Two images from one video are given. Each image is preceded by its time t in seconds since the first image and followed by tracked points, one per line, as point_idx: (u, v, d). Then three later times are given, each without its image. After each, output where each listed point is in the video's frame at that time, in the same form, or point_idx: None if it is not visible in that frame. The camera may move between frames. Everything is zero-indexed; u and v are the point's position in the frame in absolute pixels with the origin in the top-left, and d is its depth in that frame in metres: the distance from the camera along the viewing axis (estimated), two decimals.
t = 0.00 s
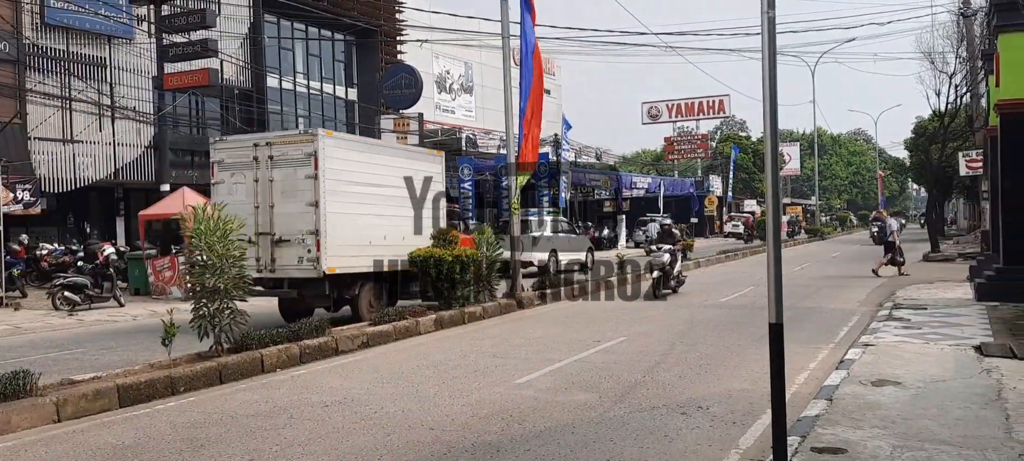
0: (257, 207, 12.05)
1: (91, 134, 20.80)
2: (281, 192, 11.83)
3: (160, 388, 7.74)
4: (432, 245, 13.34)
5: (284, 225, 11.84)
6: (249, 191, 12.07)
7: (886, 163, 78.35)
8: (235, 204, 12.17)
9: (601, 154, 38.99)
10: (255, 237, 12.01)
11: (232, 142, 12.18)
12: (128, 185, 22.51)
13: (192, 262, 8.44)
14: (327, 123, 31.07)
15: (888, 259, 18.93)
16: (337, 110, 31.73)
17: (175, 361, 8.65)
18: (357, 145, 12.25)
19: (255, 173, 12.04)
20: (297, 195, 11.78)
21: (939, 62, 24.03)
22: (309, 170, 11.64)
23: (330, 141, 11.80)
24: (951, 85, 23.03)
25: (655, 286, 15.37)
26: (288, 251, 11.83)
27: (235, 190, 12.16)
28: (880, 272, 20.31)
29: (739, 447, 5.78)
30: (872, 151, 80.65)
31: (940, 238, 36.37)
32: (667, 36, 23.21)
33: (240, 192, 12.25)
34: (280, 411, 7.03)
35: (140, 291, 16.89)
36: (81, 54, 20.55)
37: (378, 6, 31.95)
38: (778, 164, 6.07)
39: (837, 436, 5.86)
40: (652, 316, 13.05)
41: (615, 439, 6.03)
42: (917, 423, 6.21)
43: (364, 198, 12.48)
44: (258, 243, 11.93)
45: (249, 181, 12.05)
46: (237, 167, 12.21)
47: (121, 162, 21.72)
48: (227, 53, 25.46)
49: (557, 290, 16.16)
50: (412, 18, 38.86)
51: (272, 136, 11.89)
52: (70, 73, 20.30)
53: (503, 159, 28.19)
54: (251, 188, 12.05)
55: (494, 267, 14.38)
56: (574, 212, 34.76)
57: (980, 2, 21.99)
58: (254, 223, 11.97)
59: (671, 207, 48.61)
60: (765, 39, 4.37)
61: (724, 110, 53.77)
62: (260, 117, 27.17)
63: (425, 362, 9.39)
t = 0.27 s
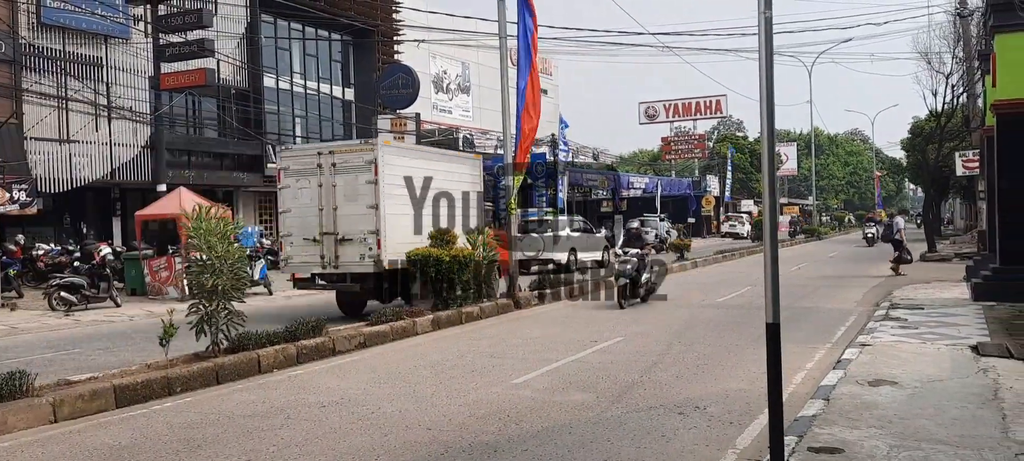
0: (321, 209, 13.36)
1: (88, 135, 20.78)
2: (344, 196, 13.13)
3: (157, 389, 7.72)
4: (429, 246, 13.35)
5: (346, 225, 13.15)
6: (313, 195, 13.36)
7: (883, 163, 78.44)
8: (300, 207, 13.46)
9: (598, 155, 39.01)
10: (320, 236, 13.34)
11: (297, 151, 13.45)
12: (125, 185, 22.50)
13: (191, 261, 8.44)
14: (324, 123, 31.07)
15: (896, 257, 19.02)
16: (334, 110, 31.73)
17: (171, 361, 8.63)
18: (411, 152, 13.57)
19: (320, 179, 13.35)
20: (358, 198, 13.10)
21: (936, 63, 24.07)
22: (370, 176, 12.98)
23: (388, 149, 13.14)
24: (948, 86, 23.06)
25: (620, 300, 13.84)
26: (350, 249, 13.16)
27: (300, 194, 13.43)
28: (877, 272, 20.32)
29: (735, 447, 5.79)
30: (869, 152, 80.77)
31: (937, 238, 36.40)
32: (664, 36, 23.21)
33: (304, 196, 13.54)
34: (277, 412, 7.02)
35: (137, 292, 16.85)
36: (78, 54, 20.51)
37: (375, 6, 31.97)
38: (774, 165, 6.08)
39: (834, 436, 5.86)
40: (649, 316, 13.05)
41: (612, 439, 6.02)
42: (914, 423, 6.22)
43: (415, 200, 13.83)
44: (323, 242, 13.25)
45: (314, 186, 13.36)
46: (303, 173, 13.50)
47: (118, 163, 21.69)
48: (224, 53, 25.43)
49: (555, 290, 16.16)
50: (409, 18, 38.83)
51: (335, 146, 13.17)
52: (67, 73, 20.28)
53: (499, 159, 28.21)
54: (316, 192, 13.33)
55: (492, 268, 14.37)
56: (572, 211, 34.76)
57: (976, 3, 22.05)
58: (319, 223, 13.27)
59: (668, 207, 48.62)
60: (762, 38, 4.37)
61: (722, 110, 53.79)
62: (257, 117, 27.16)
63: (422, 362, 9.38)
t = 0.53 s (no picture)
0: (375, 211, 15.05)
1: (85, 134, 20.77)
2: (394, 198, 14.67)
3: (154, 389, 7.71)
4: (427, 246, 13.39)
5: (396, 225, 14.73)
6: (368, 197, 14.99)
7: (880, 163, 78.48)
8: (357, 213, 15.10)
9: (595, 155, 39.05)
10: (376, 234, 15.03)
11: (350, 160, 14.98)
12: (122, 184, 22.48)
13: (190, 262, 8.44)
14: (322, 122, 31.06)
15: (905, 257, 18.94)
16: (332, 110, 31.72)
17: (169, 362, 8.62)
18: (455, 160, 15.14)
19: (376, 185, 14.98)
20: (407, 201, 14.66)
21: (933, 63, 24.11)
22: (419, 180, 14.54)
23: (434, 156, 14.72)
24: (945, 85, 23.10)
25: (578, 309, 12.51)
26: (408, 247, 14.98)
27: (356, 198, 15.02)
28: (874, 272, 20.36)
29: (734, 447, 5.79)
30: (867, 152, 80.83)
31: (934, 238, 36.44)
32: (662, 36, 23.21)
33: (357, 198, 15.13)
34: (274, 412, 7.01)
35: (134, 292, 16.81)
36: (76, 53, 20.49)
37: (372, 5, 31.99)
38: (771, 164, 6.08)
39: (831, 435, 5.87)
40: (646, 315, 13.07)
41: (610, 438, 6.02)
42: (913, 422, 6.22)
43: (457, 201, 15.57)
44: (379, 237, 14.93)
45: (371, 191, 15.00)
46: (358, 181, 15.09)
47: (115, 162, 21.68)
48: (222, 53, 25.41)
49: (553, 290, 16.18)
50: (407, 18, 38.82)
51: (385, 153, 14.72)
52: (64, 73, 20.25)
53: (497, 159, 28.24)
54: (368, 195, 14.85)
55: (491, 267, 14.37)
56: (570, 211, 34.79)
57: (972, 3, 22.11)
58: (372, 224, 14.77)
59: (666, 207, 48.66)
60: (760, 38, 4.38)
61: (719, 110, 53.84)
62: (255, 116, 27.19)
63: (420, 362, 9.36)
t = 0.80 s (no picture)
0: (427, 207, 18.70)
1: (84, 134, 20.76)
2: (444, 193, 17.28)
3: (152, 388, 7.70)
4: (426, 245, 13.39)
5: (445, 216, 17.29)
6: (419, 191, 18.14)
7: (878, 163, 78.59)
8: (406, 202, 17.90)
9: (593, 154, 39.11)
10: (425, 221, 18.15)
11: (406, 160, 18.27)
12: (120, 184, 22.46)
13: (187, 262, 8.44)
14: (320, 122, 31.06)
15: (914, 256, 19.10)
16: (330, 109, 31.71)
17: (167, 361, 8.60)
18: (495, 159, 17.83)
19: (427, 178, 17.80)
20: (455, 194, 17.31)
21: (930, 62, 24.15)
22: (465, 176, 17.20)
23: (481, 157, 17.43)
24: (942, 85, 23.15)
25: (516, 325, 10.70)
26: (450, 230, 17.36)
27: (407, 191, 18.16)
28: (871, 271, 20.42)
29: (732, 446, 5.79)
30: (864, 152, 80.93)
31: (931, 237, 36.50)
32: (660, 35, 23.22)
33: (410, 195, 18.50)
34: (273, 412, 6.99)
35: (132, 291, 16.78)
36: (74, 53, 20.48)
37: (370, 5, 31.99)
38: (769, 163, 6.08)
39: (829, 435, 5.87)
40: (645, 314, 13.09)
41: (609, 438, 6.02)
42: (911, 421, 6.23)
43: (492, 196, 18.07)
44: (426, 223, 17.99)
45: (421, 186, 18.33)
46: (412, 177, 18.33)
47: (113, 162, 21.67)
48: (220, 52, 25.39)
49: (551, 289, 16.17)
50: (405, 18, 38.81)
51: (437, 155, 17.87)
52: (62, 72, 20.22)
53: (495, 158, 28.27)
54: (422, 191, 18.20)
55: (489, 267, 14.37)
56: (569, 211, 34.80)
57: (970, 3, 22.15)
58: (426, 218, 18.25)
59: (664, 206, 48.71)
60: (758, 37, 4.38)
61: (717, 109, 53.91)
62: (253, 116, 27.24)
63: (418, 361, 9.36)
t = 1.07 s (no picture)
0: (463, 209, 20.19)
1: (82, 133, 20.75)
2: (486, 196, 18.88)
3: (151, 388, 7.69)
4: (424, 245, 13.35)
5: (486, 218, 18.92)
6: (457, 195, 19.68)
7: (877, 162, 78.63)
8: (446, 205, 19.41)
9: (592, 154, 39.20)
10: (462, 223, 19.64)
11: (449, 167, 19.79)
12: (118, 184, 22.44)
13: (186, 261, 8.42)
14: (318, 122, 31.04)
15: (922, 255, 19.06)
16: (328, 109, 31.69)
17: (165, 361, 8.58)
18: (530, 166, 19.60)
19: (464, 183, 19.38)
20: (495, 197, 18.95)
21: (929, 62, 24.18)
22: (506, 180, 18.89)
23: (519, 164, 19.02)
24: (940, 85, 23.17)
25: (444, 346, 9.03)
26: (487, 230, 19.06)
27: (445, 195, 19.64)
28: (871, 271, 20.43)
29: (732, 446, 5.79)
30: (863, 151, 80.95)
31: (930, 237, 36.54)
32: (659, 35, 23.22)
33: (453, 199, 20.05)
34: (271, 411, 6.99)
35: (131, 291, 16.77)
36: (72, 52, 20.46)
37: (369, 4, 31.99)
38: (768, 161, 6.08)
39: (829, 434, 5.87)
40: (644, 313, 13.11)
41: (608, 437, 6.01)
42: (910, 420, 6.23)
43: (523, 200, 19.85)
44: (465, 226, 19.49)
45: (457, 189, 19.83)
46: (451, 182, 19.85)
47: (112, 161, 21.66)
48: (218, 52, 25.36)
49: (550, 289, 16.17)
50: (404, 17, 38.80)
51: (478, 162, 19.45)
52: (60, 71, 20.19)
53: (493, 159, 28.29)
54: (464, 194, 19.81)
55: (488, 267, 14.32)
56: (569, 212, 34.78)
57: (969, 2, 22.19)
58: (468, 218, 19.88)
59: (662, 206, 48.71)
60: (759, 37, 4.37)
61: (716, 109, 53.95)
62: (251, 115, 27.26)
63: (418, 361, 9.35)
